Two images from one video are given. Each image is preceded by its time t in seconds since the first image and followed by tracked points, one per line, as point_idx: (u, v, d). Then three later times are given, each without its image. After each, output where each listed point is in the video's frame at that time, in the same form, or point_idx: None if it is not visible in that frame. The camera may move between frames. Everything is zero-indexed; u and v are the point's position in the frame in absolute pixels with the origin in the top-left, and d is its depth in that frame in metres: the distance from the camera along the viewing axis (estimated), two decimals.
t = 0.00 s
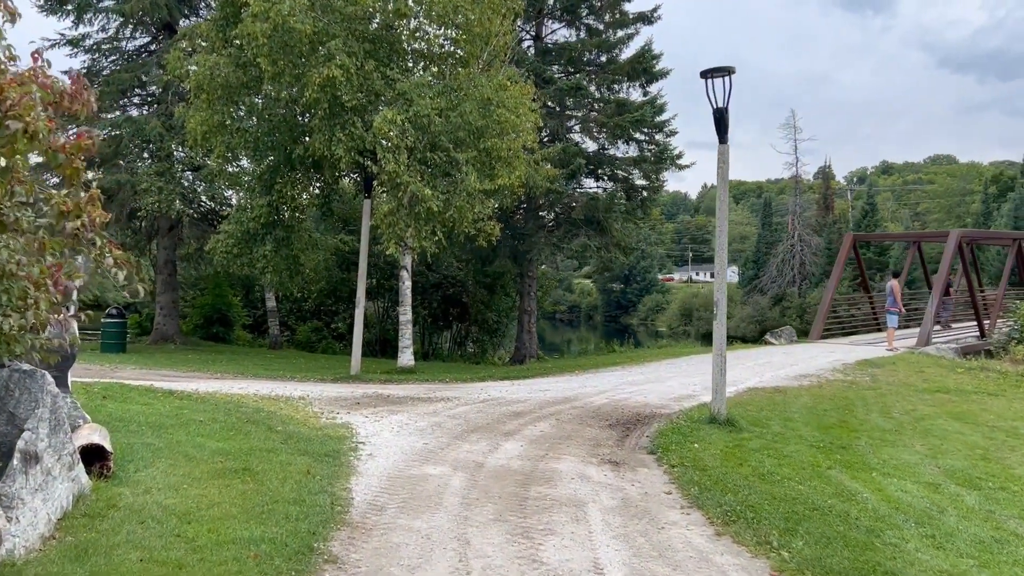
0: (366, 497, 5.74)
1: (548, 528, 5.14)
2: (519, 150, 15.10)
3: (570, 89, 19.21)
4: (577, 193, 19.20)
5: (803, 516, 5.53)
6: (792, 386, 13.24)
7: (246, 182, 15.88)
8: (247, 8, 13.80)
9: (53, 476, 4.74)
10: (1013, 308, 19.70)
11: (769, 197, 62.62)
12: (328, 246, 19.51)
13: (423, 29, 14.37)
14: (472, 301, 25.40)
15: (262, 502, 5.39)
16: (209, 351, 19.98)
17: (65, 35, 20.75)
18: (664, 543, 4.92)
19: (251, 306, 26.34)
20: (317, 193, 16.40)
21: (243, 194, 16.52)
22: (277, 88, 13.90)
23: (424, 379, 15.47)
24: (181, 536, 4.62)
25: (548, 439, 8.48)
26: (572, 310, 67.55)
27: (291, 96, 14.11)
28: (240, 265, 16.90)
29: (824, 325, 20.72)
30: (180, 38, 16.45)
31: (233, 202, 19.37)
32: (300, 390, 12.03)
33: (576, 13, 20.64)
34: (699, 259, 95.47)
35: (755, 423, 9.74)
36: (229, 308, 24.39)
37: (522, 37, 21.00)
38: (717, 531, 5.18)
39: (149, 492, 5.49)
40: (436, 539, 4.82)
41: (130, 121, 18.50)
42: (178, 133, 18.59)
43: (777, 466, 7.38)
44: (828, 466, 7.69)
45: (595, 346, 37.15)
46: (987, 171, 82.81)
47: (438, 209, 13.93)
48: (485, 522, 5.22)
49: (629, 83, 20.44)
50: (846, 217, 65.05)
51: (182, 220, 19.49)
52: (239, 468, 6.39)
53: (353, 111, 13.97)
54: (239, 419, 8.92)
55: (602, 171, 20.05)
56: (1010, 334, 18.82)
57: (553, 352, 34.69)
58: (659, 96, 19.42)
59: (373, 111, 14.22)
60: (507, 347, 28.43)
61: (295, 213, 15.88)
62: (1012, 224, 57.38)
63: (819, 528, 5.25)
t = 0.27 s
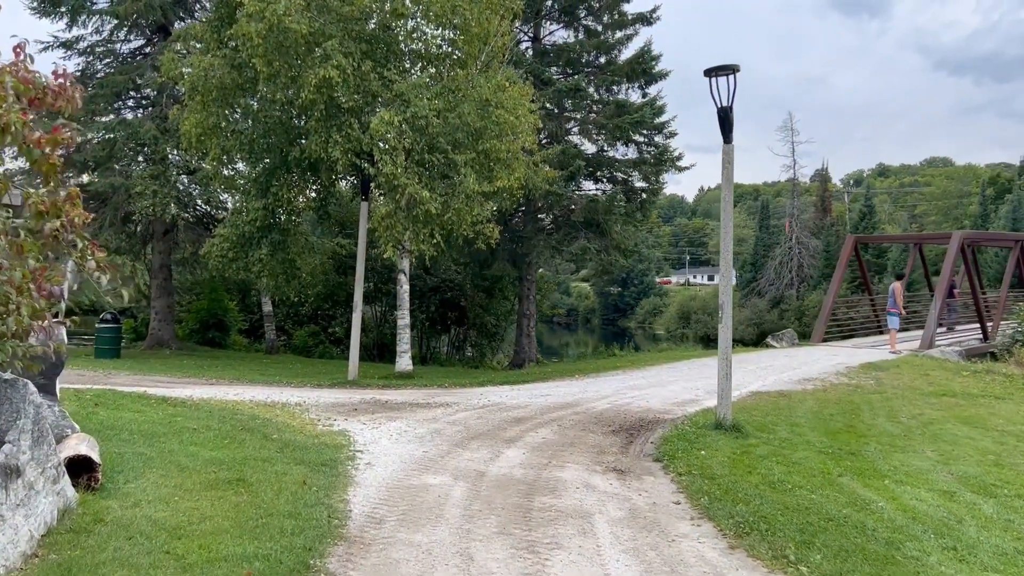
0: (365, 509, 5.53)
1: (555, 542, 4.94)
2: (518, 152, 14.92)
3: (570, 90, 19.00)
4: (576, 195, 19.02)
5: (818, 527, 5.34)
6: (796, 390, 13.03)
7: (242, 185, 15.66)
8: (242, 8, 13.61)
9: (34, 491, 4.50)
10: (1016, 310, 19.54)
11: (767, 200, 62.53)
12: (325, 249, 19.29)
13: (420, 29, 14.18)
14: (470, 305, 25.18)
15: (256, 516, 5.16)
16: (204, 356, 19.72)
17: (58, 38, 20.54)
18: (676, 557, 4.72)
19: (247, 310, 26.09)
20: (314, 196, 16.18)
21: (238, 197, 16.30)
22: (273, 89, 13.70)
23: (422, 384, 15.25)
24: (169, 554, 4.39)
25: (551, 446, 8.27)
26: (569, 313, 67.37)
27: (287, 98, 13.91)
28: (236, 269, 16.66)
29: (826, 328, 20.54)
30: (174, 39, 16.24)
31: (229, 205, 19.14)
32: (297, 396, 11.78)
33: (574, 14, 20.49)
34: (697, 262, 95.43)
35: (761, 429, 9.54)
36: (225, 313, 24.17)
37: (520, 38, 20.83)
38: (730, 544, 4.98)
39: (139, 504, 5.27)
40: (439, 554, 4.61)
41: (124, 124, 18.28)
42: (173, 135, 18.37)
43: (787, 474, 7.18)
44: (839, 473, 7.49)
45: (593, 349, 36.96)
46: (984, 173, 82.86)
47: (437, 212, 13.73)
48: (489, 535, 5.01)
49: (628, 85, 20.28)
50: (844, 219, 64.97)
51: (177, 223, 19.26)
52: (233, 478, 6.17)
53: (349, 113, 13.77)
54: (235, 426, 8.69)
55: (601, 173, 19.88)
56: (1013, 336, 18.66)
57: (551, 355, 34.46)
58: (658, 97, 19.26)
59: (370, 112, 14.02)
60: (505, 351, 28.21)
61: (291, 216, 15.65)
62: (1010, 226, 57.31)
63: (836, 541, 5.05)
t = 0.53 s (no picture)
0: (367, 522, 5.32)
1: (566, 556, 4.74)
2: (520, 154, 14.75)
3: (571, 91, 18.83)
4: (578, 197, 18.85)
5: (839, 539, 5.15)
6: (803, 394, 12.85)
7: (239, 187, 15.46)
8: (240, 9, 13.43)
9: (21, 507, 4.27)
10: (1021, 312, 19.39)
11: (766, 202, 62.42)
12: (324, 253, 19.09)
13: (420, 29, 14.01)
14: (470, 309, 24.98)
15: (255, 529, 4.95)
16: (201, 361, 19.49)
17: (54, 40, 20.34)
18: (693, 571, 4.52)
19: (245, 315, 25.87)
20: (312, 199, 15.98)
21: (235, 200, 16.11)
22: (271, 90, 13.52)
23: (422, 389, 15.04)
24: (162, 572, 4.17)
25: (556, 453, 8.07)
26: (568, 317, 67.18)
27: (285, 99, 13.73)
28: (234, 273, 16.45)
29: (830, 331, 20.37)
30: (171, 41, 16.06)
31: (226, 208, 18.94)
32: (296, 402, 11.56)
33: (575, 15, 20.33)
34: (696, 264, 95.33)
35: (770, 435, 9.35)
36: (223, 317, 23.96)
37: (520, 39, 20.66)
38: (748, 557, 4.80)
39: (132, 517, 5.06)
40: (446, 569, 4.42)
41: (121, 127, 18.08)
42: (169, 138, 18.17)
43: (800, 481, 6.99)
44: (853, 480, 7.30)
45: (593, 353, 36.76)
46: (983, 175, 82.83)
47: (438, 214, 13.54)
48: (498, 549, 4.82)
49: (629, 86, 20.13)
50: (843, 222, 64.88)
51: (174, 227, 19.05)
52: (230, 489, 5.96)
53: (349, 114, 13.58)
54: (233, 434, 8.48)
55: (603, 175, 19.72)
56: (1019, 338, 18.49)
57: (550, 359, 34.25)
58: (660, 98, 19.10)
59: (370, 113, 13.84)
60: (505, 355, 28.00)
61: (290, 219, 15.44)
62: (1009, 227, 57.20)
63: (859, 553, 4.86)
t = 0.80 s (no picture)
0: (376, 531, 5.13)
1: (587, 567, 4.55)
2: (526, 153, 14.57)
3: (576, 91, 18.64)
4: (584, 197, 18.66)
5: (870, 549, 4.94)
6: (816, 396, 12.63)
7: (242, 188, 15.28)
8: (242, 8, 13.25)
9: (13, 517, 4.06)
10: None
11: (769, 203, 62.18)
12: (327, 255, 18.90)
13: (424, 27, 13.83)
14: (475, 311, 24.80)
15: (259, 540, 4.74)
16: (203, 365, 19.26)
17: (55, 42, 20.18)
18: None
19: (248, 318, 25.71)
20: (315, 200, 15.80)
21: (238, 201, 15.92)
22: (274, 89, 13.33)
23: (428, 391, 14.83)
24: None
25: (568, 458, 7.85)
26: (571, 318, 67.03)
27: (288, 99, 13.54)
28: (236, 275, 16.25)
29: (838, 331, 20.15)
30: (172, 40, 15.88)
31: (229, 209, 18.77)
32: (300, 406, 11.35)
33: (579, 14, 20.15)
34: (698, 266, 95.18)
35: (786, 438, 9.14)
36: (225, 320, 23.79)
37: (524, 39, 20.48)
38: (777, 568, 4.60)
39: (132, 528, 4.86)
40: None
41: (122, 128, 17.91)
42: (171, 139, 18.00)
43: (822, 487, 6.78)
44: (876, 486, 7.09)
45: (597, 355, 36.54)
46: (986, 175, 82.54)
47: (443, 214, 13.34)
48: (515, 560, 4.61)
49: (635, 85, 19.94)
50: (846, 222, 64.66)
51: (176, 229, 18.87)
52: (234, 497, 5.75)
53: (352, 113, 13.39)
54: (236, 439, 8.27)
55: (608, 174, 19.50)
56: None
57: (554, 361, 34.03)
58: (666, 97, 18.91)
59: (374, 112, 13.65)
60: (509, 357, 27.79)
61: (293, 220, 15.25)
62: (1014, 227, 56.92)
63: (892, 564, 4.65)
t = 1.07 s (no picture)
0: (386, 543, 4.91)
1: None
2: (532, 152, 14.37)
3: (581, 90, 18.44)
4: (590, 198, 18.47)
5: (903, 561, 4.72)
6: (829, 398, 12.41)
7: (245, 190, 15.09)
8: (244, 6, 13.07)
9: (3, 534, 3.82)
10: None
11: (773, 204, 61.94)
12: (330, 257, 18.71)
13: (429, 25, 13.64)
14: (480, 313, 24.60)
15: (265, 555, 4.52)
16: (205, 368, 19.06)
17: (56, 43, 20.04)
18: None
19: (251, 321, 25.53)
20: (319, 201, 15.60)
21: (240, 203, 15.73)
22: (276, 89, 13.14)
23: (434, 395, 14.62)
24: None
25: (581, 465, 7.63)
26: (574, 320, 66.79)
27: (291, 98, 13.35)
28: (239, 278, 16.05)
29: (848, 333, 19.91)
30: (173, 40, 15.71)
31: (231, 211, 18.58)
32: (304, 411, 11.14)
33: (584, 12, 19.96)
34: (701, 267, 94.93)
35: (802, 442, 8.91)
36: (228, 322, 23.61)
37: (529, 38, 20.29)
38: None
39: (132, 542, 4.64)
40: None
41: (123, 129, 17.73)
42: (173, 141, 17.82)
43: (845, 494, 6.56)
44: (900, 492, 6.87)
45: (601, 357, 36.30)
46: (989, 174, 82.21)
47: (449, 215, 13.13)
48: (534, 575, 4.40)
49: (641, 84, 19.74)
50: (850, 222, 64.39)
51: (178, 231, 18.69)
52: (238, 507, 5.54)
53: (356, 113, 13.20)
54: (239, 446, 8.07)
55: (614, 175, 19.28)
56: None
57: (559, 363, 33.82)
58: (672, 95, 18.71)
59: (378, 112, 13.45)
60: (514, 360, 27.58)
61: (296, 222, 15.04)
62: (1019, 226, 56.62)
63: None
